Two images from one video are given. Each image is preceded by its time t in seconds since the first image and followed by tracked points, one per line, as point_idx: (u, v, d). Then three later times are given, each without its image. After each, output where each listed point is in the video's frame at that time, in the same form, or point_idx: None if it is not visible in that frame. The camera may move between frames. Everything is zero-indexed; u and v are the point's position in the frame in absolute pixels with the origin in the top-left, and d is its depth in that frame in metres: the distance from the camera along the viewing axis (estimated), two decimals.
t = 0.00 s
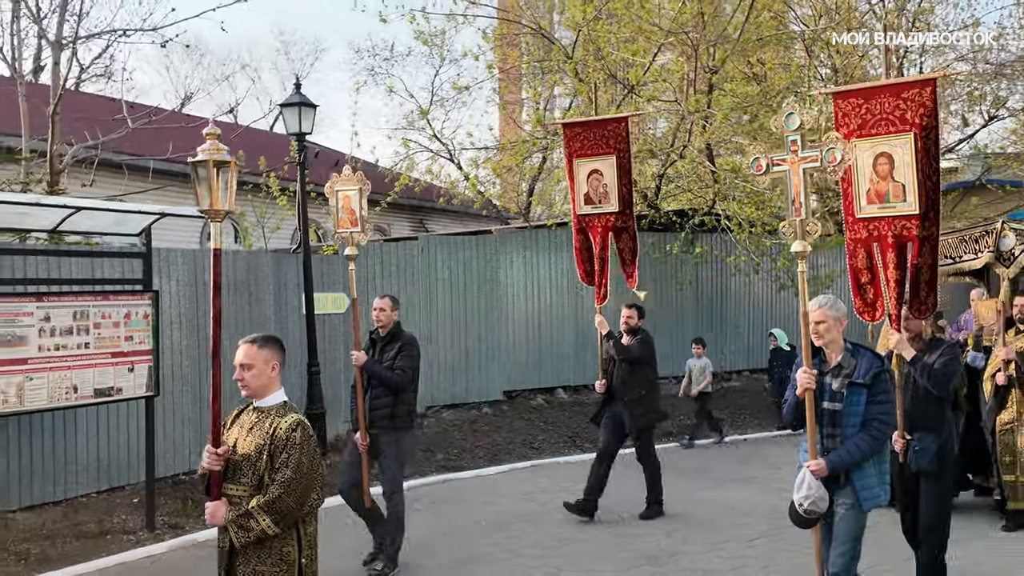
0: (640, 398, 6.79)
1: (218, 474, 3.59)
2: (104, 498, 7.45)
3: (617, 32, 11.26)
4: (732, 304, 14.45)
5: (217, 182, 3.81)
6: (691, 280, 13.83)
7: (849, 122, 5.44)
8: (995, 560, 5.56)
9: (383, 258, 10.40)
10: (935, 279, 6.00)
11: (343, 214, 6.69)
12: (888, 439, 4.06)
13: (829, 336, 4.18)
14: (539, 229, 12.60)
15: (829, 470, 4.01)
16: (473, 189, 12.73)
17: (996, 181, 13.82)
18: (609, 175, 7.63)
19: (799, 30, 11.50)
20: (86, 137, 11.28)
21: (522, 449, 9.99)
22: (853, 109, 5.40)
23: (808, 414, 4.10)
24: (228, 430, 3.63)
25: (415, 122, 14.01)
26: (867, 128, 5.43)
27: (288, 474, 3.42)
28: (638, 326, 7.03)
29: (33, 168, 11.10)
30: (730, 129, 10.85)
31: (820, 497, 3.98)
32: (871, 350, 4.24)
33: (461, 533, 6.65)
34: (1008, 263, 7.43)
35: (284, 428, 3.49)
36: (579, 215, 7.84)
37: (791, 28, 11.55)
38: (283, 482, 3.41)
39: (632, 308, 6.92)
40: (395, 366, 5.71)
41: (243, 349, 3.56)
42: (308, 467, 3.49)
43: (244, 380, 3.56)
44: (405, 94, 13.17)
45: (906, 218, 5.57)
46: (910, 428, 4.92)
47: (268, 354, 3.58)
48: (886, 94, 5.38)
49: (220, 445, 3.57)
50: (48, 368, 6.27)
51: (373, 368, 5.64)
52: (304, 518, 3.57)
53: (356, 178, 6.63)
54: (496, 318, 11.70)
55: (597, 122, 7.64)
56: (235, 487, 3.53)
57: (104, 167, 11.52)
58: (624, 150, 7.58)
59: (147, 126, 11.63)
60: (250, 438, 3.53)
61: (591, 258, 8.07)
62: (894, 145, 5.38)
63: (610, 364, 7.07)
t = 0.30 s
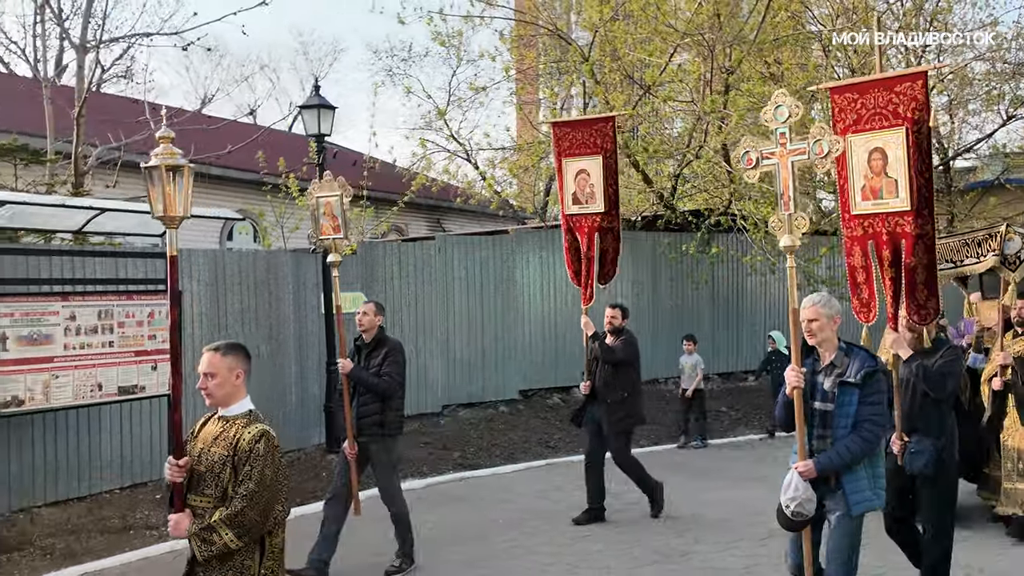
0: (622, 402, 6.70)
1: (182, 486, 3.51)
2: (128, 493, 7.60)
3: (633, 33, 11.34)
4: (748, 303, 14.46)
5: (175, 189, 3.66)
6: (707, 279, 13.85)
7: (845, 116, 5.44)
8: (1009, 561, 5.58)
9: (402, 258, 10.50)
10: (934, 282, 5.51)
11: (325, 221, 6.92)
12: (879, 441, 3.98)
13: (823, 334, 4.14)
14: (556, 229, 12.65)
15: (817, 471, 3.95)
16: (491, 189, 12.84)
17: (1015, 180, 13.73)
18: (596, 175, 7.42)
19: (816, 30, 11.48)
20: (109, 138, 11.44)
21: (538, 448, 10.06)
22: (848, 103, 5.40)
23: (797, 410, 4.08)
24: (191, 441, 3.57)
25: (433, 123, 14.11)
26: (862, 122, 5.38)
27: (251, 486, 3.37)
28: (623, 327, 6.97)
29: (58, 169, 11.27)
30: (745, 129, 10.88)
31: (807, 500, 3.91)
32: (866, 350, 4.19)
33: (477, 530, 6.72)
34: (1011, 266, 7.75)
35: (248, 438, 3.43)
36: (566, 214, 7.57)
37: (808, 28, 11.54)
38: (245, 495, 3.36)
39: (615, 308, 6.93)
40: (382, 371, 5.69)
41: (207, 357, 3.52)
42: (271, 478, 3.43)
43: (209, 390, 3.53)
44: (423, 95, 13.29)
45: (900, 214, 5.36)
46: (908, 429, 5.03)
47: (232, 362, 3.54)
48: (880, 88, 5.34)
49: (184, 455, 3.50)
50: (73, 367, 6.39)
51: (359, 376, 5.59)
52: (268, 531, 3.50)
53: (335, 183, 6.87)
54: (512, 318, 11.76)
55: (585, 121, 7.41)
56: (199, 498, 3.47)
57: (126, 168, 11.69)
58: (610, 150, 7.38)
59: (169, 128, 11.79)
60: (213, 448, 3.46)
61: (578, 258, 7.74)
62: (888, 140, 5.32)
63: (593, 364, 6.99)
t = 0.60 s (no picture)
0: (603, 403, 6.65)
1: (121, 496, 3.36)
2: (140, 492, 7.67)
3: (641, 33, 11.37)
4: (756, 303, 14.47)
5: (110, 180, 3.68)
6: (715, 279, 13.86)
7: (837, 119, 5.02)
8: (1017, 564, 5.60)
9: (410, 258, 10.56)
10: (934, 285, 5.01)
11: (296, 216, 6.58)
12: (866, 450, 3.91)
13: (806, 340, 4.03)
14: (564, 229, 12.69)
15: (803, 482, 3.89)
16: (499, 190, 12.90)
17: None
18: (579, 173, 7.11)
19: (825, 30, 11.47)
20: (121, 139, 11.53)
21: (546, 448, 10.10)
22: (840, 104, 4.98)
23: (782, 419, 4.00)
24: (133, 449, 3.41)
25: (441, 122, 14.17)
26: (853, 125, 4.98)
27: (192, 498, 3.22)
28: (605, 328, 6.88)
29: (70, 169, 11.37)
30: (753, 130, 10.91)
31: (795, 512, 3.87)
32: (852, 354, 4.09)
33: (486, 530, 6.76)
34: (1007, 265, 6.76)
35: (191, 447, 3.29)
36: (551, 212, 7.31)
37: (818, 28, 11.51)
38: (186, 508, 3.21)
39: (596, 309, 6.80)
40: (353, 371, 5.62)
41: (151, 362, 3.38)
42: (214, 491, 3.29)
43: (151, 395, 3.38)
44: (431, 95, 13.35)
45: (888, 219, 4.94)
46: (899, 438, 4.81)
47: (176, 366, 3.39)
48: (870, 88, 4.93)
49: (120, 464, 3.35)
50: (86, 368, 6.45)
51: (328, 376, 5.51)
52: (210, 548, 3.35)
53: (308, 178, 6.55)
54: (520, 317, 11.80)
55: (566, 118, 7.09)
56: (138, 510, 3.31)
57: (138, 169, 11.77)
58: (594, 147, 7.08)
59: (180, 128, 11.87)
60: (154, 457, 3.30)
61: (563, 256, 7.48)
62: (878, 141, 4.91)
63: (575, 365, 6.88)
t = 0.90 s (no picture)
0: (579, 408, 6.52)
1: (60, 505, 3.33)
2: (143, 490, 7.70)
3: (643, 32, 11.39)
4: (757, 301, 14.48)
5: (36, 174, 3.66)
6: (716, 277, 13.88)
7: (816, 115, 4.61)
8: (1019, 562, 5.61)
9: (412, 256, 10.56)
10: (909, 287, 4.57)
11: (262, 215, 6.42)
12: (829, 458, 3.87)
13: (771, 344, 3.99)
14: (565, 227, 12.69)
15: (766, 492, 3.85)
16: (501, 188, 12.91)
17: None
18: (559, 173, 6.84)
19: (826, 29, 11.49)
20: (123, 138, 11.55)
21: (548, 446, 10.11)
22: (817, 101, 4.57)
23: (745, 428, 3.95)
24: (72, 456, 3.37)
25: (443, 121, 14.18)
26: (832, 121, 4.55)
27: (130, 504, 3.18)
28: (585, 331, 6.71)
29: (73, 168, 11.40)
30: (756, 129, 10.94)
31: (758, 523, 3.84)
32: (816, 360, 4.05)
33: (488, 527, 6.80)
34: (989, 264, 6.43)
35: (128, 451, 3.24)
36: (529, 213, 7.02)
37: (819, 26, 11.52)
38: (124, 515, 3.17)
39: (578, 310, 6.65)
40: (323, 374, 5.48)
41: (84, 364, 3.33)
42: (155, 497, 3.24)
43: (86, 399, 3.34)
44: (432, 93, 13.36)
45: (862, 220, 4.50)
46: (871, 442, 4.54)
47: (109, 367, 3.34)
48: (848, 83, 4.48)
49: (57, 473, 3.33)
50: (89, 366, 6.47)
51: (299, 379, 5.38)
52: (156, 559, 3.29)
53: (274, 177, 6.39)
54: (522, 315, 11.81)
55: (546, 115, 6.76)
56: (78, 519, 3.27)
57: (141, 168, 11.80)
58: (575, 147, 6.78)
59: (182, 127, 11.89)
60: (91, 464, 3.27)
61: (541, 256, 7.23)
62: (852, 140, 4.47)
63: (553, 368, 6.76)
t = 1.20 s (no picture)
0: (556, 402, 6.42)
1: None
2: (142, 486, 7.72)
3: (642, 30, 11.42)
4: (756, 298, 14.51)
5: None
6: (715, 274, 13.93)
7: (787, 104, 4.51)
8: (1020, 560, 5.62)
9: (411, 253, 10.58)
10: (877, 283, 4.47)
11: (225, 212, 5.97)
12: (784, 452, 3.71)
13: (729, 335, 3.84)
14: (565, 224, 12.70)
15: (719, 486, 3.68)
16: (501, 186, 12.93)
17: None
18: (536, 164, 6.64)
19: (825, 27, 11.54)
20: (124, 136, 11.57)
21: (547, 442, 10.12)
22: (789, 89, 4.48)
23: (697, 419, 3.79)
24: None
25: (442, 118, 14.20)
26: (803, 111, 4.45)
27: (41, 516, 3.03)
28: (560, 326, 6.65)
29: (74, 166, 11.43)
30: (755, 127, 10.98)
31: (707, 517, 3.64)
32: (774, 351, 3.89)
33: (487, 523, 6.82)
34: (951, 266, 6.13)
35: (41, 460, 3.09)
36: (500, 204, 6.75)
37: (818, 24, 11.57)
38: (33, 526, 3.02)
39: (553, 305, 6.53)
40: (286, 376, 5.31)
41: None
42: (67, 508, 3.10)
43: None
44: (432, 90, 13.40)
45: (834, 211, 4.42)
46: (840, 438, 4.41)
47: (25, 372, 3.19)
48: (822, 72, 4.38)
49: None
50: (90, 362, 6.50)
51: (262, 381, 5.20)
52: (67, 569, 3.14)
53: (237, 171, 5.94)
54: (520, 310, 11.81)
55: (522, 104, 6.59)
56: None
57: (141, 165, 11.82)
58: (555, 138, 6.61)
59: (182, 124, 11.91)
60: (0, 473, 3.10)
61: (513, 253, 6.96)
62: (825, 130, 4.38)
63: (527, 362, 6.65)
